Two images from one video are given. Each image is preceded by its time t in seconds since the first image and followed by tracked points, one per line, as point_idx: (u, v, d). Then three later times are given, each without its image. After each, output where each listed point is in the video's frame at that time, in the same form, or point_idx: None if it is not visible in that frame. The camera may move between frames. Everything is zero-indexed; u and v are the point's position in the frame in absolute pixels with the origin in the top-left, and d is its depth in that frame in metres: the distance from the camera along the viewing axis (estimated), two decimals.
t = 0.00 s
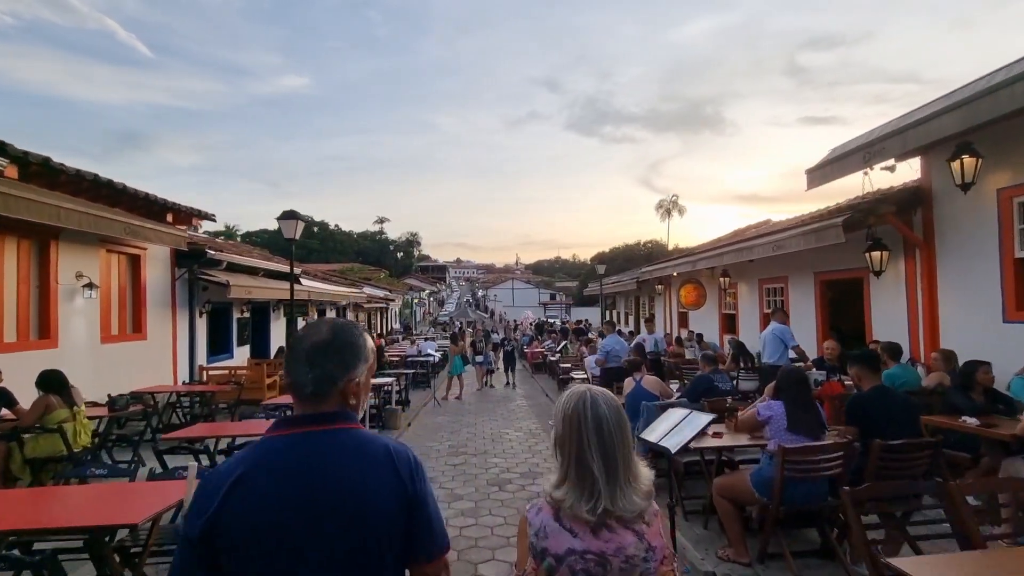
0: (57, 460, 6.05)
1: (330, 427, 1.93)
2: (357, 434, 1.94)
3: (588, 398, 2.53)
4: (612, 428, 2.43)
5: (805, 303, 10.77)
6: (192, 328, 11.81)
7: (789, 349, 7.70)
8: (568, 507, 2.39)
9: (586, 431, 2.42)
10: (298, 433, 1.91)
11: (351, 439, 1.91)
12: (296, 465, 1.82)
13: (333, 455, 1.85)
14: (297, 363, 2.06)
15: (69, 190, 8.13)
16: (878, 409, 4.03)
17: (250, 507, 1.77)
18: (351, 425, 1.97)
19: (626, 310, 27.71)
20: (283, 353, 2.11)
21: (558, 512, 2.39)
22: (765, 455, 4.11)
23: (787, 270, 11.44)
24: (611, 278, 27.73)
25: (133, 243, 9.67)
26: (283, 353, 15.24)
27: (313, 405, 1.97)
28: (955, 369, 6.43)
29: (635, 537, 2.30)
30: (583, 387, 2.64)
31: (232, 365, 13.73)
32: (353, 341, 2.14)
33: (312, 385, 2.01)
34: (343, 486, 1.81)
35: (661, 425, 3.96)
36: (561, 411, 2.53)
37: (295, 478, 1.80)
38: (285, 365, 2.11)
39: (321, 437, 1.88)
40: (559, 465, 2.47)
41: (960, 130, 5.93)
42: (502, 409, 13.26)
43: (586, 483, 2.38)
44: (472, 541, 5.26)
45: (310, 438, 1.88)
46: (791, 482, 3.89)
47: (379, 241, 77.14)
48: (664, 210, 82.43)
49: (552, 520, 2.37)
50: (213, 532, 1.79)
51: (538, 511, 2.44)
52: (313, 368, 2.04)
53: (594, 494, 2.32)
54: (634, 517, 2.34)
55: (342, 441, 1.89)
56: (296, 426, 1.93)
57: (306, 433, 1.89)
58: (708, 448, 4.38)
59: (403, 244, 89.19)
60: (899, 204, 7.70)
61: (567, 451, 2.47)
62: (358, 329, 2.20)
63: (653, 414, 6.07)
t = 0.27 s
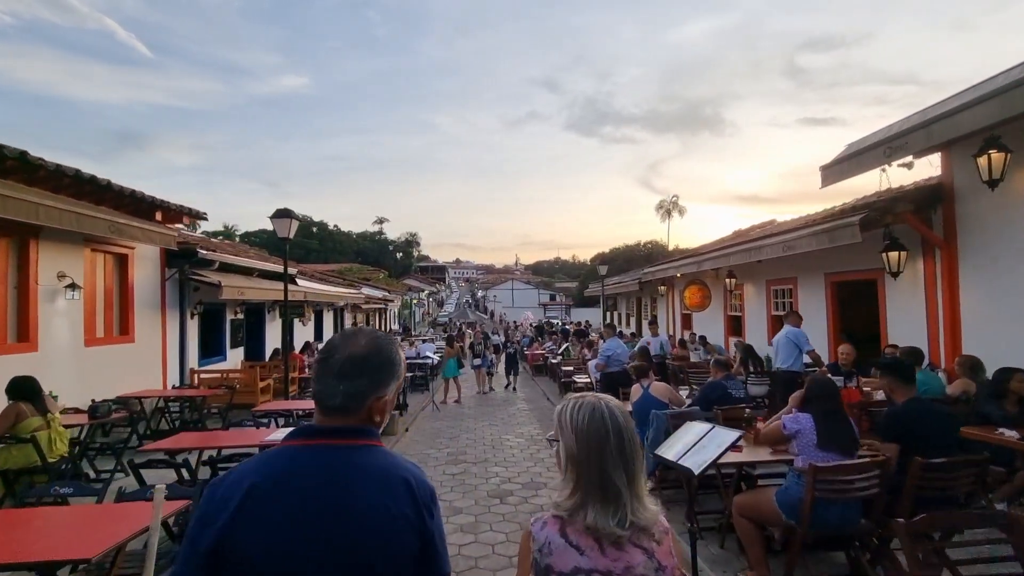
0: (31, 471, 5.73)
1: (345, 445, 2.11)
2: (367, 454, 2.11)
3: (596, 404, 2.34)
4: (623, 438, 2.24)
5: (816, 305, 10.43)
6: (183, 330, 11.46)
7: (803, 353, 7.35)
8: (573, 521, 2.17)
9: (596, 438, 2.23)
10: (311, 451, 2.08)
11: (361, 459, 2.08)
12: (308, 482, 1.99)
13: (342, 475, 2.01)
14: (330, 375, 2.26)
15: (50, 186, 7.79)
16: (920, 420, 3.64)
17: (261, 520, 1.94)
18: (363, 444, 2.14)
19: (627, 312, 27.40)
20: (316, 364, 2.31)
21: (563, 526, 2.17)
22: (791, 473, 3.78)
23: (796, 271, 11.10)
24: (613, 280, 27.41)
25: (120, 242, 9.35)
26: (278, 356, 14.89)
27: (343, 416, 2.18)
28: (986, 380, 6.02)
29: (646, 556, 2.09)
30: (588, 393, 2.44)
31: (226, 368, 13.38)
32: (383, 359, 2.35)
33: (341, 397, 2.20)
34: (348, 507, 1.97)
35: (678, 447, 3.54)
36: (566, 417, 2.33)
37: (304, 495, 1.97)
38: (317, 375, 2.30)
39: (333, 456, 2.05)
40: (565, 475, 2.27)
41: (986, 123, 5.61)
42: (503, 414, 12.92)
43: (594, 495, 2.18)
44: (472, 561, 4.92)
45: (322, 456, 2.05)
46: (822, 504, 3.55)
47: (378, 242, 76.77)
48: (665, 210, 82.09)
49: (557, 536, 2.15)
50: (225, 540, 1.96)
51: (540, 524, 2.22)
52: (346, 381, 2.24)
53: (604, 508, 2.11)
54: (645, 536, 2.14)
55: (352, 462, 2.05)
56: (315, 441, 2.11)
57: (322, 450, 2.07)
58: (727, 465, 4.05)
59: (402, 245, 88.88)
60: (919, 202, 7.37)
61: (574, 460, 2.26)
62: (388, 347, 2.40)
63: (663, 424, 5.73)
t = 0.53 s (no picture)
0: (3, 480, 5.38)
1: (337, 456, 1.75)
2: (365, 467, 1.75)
3: (629, 413, 2.18)
4: (663, 449, 2.09)
5: (829, 305, 10.07)
6: (175, 330, 11.09)
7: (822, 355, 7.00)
8: (613, 542, 1.96)
9: (637, 449, 2.05)
10: (297, 462, 1.73)
11: (358, 472, 1.73)
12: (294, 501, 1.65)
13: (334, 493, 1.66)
14: (318, 374, 1.92)
15: (32, 179, 7.44)
16: (973, 432, 3.28)
17: (237, 547, 1.60)
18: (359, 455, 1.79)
19: (630, 313, 27.07)
20: (301, 362, 1.96)
21: (604, 549, 1.94)
22: (827, 490, 3.43)
23: (809, 269, 10.73)
24: (615, 279, 27.09)
25: (108, 238, 9.00)
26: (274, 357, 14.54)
27: (335, 421, 1.83)
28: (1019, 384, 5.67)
29: None
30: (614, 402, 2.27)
31: (220, 369, 13.00)
32: (379, 354, 2.01)
33: (332, 399, 1.86)
34: (341, 531, 1.62)
35: (706, 462, 3.16)
36: (598, 428, 2.13)
37: (289, 517, 1.63)
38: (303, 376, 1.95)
39: (324, 470, 1.70)
40: (601, 492, 2.05)
41: None
42: (504, 417, 12.58)
43: (636, 511, 1.99)
44: None
45: (312, 469, 1.70)
46: (864, 524, 3.19)
47: (378, 241, 76.42)
48: (666, 210, 81.76)
49: (598, 560, 1.91)
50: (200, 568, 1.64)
51: (574, 547, 1.99)
52: (337, 380, 1.90)
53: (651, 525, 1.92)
54: (689, 557, 1.96)
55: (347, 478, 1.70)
56: (303, 450, 1.76)
57: (310, 462, 1.72)
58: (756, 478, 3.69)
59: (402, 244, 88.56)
60: (944, 196, 7.02)
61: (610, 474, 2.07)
62: (383, 340, 2.06)
63: (678, 431, 5.36)
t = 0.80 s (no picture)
0: None
1: (313, 503, 1.49)
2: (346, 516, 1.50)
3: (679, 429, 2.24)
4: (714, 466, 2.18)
5: (844, 306, 9.75)
6: (168, 332, 10.76)
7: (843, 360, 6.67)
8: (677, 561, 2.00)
9: (698, 468, 2.12)
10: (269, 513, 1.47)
11: (330, 521, 1.47)
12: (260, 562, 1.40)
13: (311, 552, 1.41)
14: (295, 412, 1.68)
15: (13, 172, 7.09)
16: None
17: None
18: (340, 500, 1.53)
19: (633, 313, 26.73)
20: (270, 401, 1.71)
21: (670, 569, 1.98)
22: (870, 513, 3.10)
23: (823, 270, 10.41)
24: (618, 279, 26.74)
25: (96, 236, 8.67)
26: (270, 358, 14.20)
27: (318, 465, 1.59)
28: None
29: None
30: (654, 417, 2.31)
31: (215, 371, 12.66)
32: (361, 383, 1.80)
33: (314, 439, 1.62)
34: None
35: (743, 483, 2.83)
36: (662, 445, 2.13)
37: None
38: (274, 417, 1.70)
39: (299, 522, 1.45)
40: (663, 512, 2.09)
41: None
42: (507, 420, 12.25)
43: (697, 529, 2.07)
44: None
45: (283, 522, 1.45)
46: (918, 553, 2.86)
47: (378, 241, 76.05)
48: (667, 210, 81.41)
49: None
50: None
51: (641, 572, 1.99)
52: (317, 417, 1.67)
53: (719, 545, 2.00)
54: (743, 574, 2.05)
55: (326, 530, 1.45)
56: (274, 496, 1.50)
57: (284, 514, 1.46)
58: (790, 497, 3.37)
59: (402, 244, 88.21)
60: (972, 193, 6.68)
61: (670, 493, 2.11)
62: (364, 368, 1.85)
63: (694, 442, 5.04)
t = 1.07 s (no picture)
0: None
1: (297, 492, 1.33)
2: (335, 507, 1.32)
3: (730, 422, 1.98)
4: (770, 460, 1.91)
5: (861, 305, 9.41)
6: (161, 329, 10.43)
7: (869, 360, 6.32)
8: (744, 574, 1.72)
9: (753, 464, 1.85)
10: (250, 503, 1.33)
11: (318, 509, 1.32)
12: (242, 560, 1.26)
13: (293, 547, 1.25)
14: (280, 398, 1.48)
15: None
16: None
17: None
18: (329, 490, 1.36)
19: (637, 313, 26.38)
20: (251, 386, 1.50)
21: None
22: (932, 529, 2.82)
23: (839, 267, 10.07)
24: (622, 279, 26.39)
25: (85, 229, 8.34)
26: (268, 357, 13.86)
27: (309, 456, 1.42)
28: None
29: None
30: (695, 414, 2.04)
31: (210, 371, 12.33)
32: (352, 359, 1.60)
33: (303, 427, 1.44)
34: None
35: (796, 500, 2.55)
36: (710, 440, 1.88)
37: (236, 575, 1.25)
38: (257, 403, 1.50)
39: (282, 514, 1.30)
40: (715, 514, 1.82)
41: None
42: (511, 422, 11.90)
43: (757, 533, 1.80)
44: None
45: (266, 513, 1.30)
46: None
47: (379, 241, 75.73)
48: (669, 211, 81.10)
49: None
50: None
51: None
52: (305, 401, 1.48)
53: (782, 550, 1.72)
54: None
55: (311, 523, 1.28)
56: (261, 485, 1.36)
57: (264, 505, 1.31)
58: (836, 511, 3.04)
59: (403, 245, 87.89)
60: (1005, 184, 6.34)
61: (726, 493, 1.84)
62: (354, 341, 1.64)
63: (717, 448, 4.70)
